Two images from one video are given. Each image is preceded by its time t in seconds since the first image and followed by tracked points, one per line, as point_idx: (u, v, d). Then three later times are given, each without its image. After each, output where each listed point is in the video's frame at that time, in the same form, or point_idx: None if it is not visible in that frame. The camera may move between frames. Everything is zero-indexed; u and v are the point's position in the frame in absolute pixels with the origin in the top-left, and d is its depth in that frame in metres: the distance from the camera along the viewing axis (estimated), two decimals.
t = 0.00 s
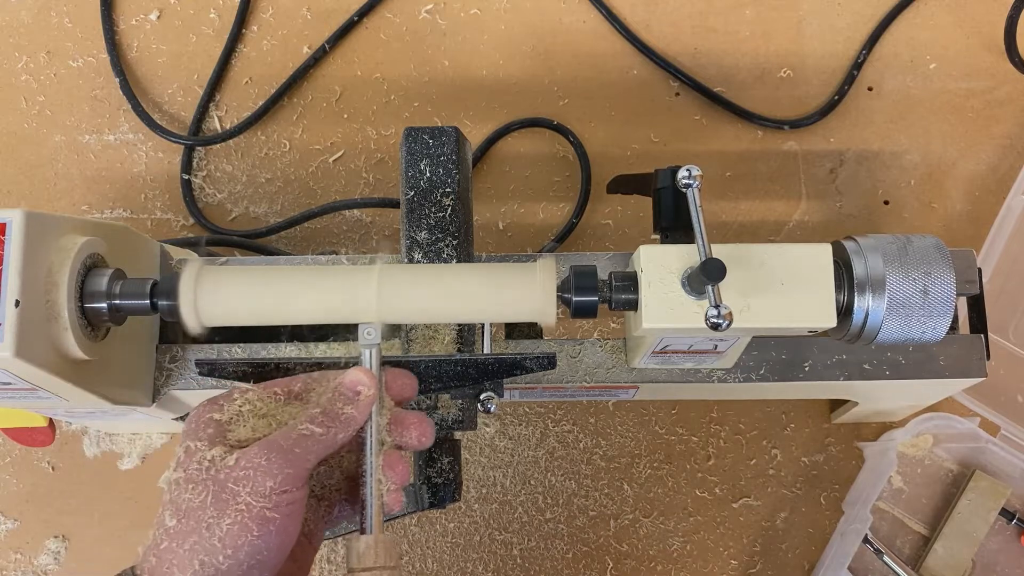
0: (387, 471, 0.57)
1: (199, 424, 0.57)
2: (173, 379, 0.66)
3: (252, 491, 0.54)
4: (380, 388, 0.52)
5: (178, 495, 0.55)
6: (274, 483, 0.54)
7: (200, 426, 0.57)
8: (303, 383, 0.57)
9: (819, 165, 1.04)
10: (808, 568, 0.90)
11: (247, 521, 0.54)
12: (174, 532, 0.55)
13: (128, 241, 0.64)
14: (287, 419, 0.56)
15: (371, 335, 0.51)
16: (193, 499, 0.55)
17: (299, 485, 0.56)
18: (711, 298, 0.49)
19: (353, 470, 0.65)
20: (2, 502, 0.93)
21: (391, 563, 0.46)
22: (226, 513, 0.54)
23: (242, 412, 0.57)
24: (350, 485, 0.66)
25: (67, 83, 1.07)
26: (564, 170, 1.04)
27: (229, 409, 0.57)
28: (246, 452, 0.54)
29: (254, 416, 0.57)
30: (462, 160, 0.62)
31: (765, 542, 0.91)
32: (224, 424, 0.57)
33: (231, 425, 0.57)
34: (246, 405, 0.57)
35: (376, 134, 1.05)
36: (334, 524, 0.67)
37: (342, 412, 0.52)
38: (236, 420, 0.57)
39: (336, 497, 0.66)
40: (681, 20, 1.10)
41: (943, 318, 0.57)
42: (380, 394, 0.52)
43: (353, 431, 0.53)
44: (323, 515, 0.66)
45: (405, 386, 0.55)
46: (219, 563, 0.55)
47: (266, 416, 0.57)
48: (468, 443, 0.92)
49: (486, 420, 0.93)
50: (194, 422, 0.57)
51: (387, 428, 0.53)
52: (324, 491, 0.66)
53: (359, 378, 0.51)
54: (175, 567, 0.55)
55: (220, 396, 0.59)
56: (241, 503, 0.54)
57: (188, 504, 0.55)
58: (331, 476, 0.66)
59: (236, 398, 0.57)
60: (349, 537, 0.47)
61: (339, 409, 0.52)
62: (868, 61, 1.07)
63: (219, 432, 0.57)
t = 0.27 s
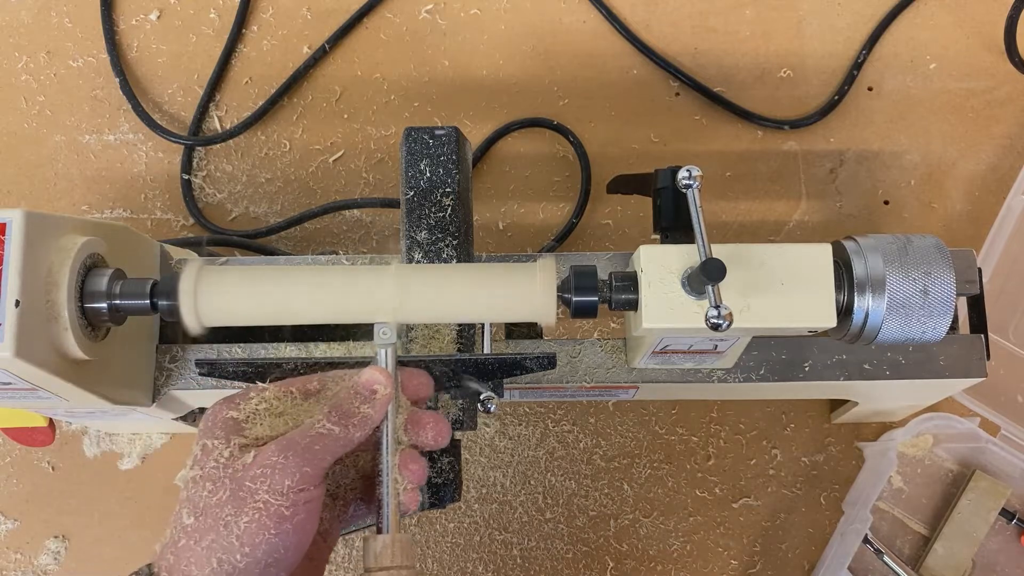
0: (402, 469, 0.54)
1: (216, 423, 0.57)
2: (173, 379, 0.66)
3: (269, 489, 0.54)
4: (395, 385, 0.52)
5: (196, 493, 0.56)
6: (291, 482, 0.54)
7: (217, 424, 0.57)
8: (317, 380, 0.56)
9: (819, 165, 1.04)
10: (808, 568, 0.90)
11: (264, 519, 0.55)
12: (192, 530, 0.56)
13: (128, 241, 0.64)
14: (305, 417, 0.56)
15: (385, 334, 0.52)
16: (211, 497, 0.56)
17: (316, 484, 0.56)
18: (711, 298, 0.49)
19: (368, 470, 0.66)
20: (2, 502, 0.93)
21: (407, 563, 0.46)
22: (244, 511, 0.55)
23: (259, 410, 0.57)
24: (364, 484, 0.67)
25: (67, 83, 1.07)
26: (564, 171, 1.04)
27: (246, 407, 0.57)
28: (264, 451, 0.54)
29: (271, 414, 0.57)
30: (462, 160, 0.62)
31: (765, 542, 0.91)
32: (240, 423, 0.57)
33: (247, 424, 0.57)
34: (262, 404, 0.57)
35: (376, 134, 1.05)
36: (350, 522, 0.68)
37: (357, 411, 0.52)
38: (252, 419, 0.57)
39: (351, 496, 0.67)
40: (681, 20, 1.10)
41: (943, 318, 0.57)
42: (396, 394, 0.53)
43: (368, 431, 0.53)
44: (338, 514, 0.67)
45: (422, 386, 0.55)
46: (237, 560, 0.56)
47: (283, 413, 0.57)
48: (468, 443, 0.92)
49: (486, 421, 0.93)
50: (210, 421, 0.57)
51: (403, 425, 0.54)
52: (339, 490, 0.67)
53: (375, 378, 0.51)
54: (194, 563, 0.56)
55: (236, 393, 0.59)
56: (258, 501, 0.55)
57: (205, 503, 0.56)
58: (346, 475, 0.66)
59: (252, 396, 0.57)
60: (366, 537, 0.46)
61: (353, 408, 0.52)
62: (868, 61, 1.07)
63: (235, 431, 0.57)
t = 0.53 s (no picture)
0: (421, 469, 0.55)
1: (234, 422, 0.57)
2: (173, 379, 0.66)
3: (288, 488, 0.54)
4: (411, 385, 0.52)
5: (217, 492, 0.56)
6: (310, 481, 0.55)
7: (236, 424, 0.57)
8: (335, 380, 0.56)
9: (820, 165, 1.04)
10: (808, 567, 0.90)
11: (284, 518, 0.55)
12: (211, 529, 0.56)
13: (128, 241, 0.64)
14: (324, 416, 0.56)
15: (402, 334, 0.52)
16: (231, 497, 0.56)
17: (334, 483, 0.56)
18: (711, 298, 0.49)
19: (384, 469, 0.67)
20: (2, 502, 0.93)
21: (425, 563, 0.46)
22: (263, 510, 0.55)
23: (277, 409, 0.57)
24: (381, 483, 0.67)
25: (67, 83, 1.07)
26: (564, 170, 1.04)
27: (264, 406, 0.57)
28: (284, 450, 0.54)
29: (289, 413, 0.57)
30: (462, 160, 0.62)
31: (765, 542, 0.91)
32: (258, 423, 0.57)
33: (266, 423, 0.57)
34: (281, 403, 0.57)
35: (376, 134, 1.05)
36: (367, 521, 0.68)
37: (374, 410, 0.53)
38: (271, 418, 0.57)
39: (367, 496, 0.67)
40: (681, 20, 1.10)
41: (943, 318, 0.57)
42: (412, 394, 0.53)
43: (385, 430, 0.54)
44: (355, 514, 0.67)
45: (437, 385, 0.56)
46: (257, 559, 0.56)
47: (301, 412, 0.57)
48: (468, 443, 0.92)
49: (486, 421, 0.93)
50: (228, 420, 0.57)
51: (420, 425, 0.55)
52: (356, 490, 0.67)
53: (392, 377, 0.52)
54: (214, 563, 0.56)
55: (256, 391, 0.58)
56: (277, 500, 0.55)
57: (225, 502, 0.56)
58: (362, 475, 0.67)
59: (271, 395, 0.57)
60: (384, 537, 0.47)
61: (370, 408, 0.53)
62: (868, 61, 1.07)
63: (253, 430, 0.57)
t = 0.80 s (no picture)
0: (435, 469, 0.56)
1: (248, 423, 0.57)
2: (173, 379, 0.66)
3: (304, 489, 0.54)
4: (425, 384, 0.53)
5: (234, 492, 0.57)
6: (326, 481, 0.54)
7: (250, 426, 0.57)
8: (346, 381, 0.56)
9: (820, 165, 1.04)
10: (808, 567, 0.90)
11: (301, 519, 0.55)
12: (228, 529, 0.57)
13: (128, 241, 0.64)
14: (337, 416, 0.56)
15: (416, 333, 0.52)
16: (248, 497, 0.56)
17: (350, 483, 0.56)
18: (711, 298, 0.49)
19: (400, 469, 0.67)
20: (2, 502, 0.93)
21: (439, 562, 0.47)
22: (280, 510, 0.55)
23: (291, 410, 0.57)
24: (396, 482, 0.67)
25: (67, 83, 1.07)
26: (564, 170, 1.04)
27: (278, 408, 0.57)
28: (300, 451, 0.54)
29: (302, 414, 0.57)
30: (462, 160, 0.62)
31: (765, 542, 0.91)
32: (272, 424, 0.58)
33: (280, 423, 0.57)
34: (296, 403, 0.57)
35: (376, 134, 1.05)
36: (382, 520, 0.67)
37: (390, 410, 0.52)
38: (285, 419, 0.57)
39: (381, 495, 0.67)
40: (681, 20, 1.10)
41: (943, 318, 0.57)
42: (426, 393, 0.53)
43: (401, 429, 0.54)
44: (369, 513, 0.67)
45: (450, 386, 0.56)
46: (274, 559, 0.56)
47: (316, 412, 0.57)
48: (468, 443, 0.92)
49: (486, 421, 0.93)
50: (241, 421, 0.58)
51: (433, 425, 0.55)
52: (371, 488, 0.67)
53: (406, 377, 0.52)
54: (231, 563, 0.56)
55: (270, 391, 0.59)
56: (293, 500, 0.55)
57: (242, 501, 0.56)
58: (376, 475, 0.67)
59: (286, 394, 0.57)
60: (399, 536, 0.47)
61: (385, 408, 0.52)
62: (868, 61, 1.07)
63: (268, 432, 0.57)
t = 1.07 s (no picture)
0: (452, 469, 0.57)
1: (265, 422, 0.57)
2: (173, 379, 0.66)
3: (322, 488, 0.54)
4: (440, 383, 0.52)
5: (251, 493, 0.57)
6: (343, 480, 0.54)
7: (266, 425, 0.57)
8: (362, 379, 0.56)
9: (820, 165, 1.04)
10: (808, 567, 0.90)
11: (319, 518, 0.55)
12: (246, 529, 0.57)
13: (127, 241, 0.63)
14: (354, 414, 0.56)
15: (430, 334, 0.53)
16: (266, 497, 0.56)
17: (367, 482, 0.56)
18: (711, 298, 0.49)
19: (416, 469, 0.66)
20: (2, 502, 0.93)
21: (457, 561, 0.47)
22: (298, 510, 0.55)
23: (307, 409, 0.57)
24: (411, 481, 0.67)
25: (67, 83, 1.07)
26: (564, 170, 1.04)
27: (295, 407, 0.57)
28: (317, 450, 0.54)
29: (318, 413, 0.57)
30: (462, 160, 0.62)
31: (765, 542, 0.91)
32: (289, 424, 0.57)
33: (297, 422, 0.57)
34: (312, 402, 0.56)
35: (376, 134, 1.05)
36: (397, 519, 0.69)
37: (407, 410, 0.52)
38: (302, 419, 0.57)
39: (396, 495, 0.67)
40: (681, 20, 1.10)
41: (943, 317, 0.57)
42: (441, 392, 0.52)
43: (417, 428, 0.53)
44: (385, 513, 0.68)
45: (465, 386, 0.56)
46: (294, 559, 0.56)
47: (331, 411, 0.57)
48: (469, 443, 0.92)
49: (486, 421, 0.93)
50: (259, 420, 0.58)
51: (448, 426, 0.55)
52: (387, 488, 0.66)
53: (422, 375, 0.51)
54: (250, 562, 0.57)
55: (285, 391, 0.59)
56: (311, 500, 0.55)
57: (260, 501, 0.56)
58: (392, 474, 0.66)
59: (302, 392, 0.56)
60: (416, 536, 0.47)
61: (403, 408, 0.52)
62: (868, 61, 1.07)
63: (284, 432, 0.57)
